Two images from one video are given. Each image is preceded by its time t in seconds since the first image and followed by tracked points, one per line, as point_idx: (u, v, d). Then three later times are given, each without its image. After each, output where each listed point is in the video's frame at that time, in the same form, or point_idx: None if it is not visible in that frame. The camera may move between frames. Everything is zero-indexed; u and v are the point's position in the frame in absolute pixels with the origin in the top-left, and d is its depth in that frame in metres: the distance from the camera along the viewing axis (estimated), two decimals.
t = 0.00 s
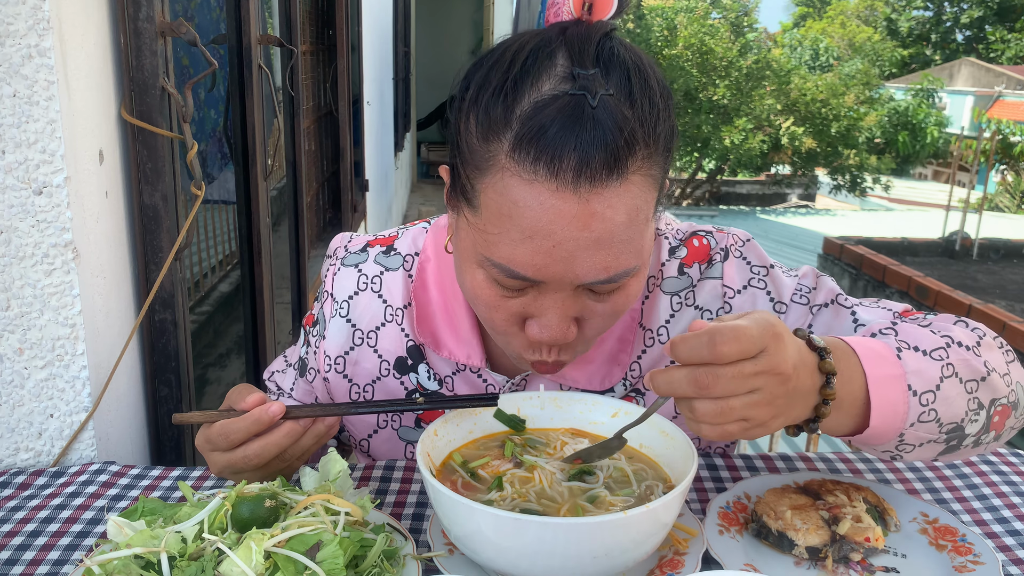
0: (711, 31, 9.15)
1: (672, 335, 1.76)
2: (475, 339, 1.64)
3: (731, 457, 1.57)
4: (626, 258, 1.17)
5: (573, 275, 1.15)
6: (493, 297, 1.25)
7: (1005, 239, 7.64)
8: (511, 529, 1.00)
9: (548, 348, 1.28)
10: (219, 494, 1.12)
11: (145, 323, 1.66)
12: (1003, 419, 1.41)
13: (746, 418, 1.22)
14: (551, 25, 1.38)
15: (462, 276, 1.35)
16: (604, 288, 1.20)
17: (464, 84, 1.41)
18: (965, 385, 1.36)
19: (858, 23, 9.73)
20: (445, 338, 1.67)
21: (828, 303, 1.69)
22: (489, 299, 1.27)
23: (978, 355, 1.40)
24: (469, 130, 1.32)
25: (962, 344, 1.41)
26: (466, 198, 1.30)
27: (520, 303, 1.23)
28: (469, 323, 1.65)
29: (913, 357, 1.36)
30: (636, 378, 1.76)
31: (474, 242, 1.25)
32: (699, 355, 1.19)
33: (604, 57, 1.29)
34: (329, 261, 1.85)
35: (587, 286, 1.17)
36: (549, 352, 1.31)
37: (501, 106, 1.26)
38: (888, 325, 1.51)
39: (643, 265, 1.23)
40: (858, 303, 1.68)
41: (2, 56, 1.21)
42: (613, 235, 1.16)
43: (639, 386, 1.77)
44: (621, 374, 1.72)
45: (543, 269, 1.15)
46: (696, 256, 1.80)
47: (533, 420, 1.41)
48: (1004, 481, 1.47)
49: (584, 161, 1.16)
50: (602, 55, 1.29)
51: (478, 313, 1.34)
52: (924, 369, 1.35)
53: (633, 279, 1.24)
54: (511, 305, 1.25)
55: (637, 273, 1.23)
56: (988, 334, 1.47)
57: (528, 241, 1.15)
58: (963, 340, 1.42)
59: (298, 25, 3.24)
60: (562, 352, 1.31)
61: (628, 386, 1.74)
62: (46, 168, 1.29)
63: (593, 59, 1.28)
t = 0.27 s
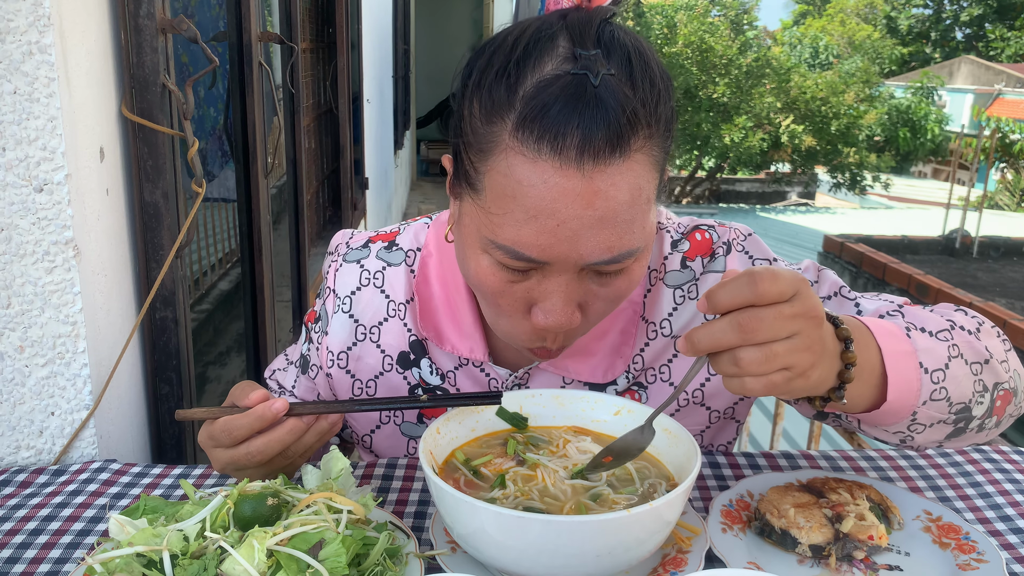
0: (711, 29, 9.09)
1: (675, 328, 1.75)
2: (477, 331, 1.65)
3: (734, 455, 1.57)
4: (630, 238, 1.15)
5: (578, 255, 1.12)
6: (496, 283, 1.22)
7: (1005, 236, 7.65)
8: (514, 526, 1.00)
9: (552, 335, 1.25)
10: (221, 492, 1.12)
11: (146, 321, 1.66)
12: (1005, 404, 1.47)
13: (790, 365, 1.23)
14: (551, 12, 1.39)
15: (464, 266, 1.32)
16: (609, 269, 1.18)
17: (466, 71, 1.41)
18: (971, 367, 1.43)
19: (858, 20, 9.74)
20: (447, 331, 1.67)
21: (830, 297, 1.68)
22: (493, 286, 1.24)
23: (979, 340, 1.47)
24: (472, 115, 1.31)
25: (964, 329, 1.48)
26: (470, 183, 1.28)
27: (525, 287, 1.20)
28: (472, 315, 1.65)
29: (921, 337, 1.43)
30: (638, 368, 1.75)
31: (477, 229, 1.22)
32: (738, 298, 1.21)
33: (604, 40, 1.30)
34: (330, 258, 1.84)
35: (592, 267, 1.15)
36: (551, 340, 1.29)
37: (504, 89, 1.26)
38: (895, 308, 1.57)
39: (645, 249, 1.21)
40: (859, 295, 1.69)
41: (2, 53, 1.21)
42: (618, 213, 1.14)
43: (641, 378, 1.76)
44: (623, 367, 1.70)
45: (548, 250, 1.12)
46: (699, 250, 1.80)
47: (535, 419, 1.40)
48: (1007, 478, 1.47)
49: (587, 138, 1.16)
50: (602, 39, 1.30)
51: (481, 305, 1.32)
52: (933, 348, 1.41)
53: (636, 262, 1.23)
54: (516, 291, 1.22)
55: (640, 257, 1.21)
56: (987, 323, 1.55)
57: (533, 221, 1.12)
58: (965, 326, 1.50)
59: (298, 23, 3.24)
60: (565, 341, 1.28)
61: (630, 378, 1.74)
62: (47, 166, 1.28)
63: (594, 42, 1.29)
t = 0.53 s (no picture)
0: (710, 27, 8.90)
1: (671, 308, 1.72)
2: (479, 312, 1.67)
3: (736, 453, 1.57)
4: (626, 185, 1.16)
5: (576, 201, 1.14)
6: (496, 232, 1.23)
7: (1005, 234, 7.66)
8: (517, 525, 0.99)
9: (552, 290, 1.26)
10: (223, 491, 1.11)
11: (146, 319, 1.65)
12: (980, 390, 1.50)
13: (789, 298, 1.30)
14: None
15: (466, 222, 1.33)
16: (607, 219, 1.18)
17: (469, 39, 1.45)
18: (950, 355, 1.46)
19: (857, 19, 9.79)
20: (450, 312, 1.68)
21: (819, 280, 1.64)
22: (493, 238, 1.25)
23: (957, 329, 1.51)
24: (473, 73, 1.34)
25: (942, 318, 1.52)
26: (473, 138, 1.30)
27: (525, 238, 1.21)
28: (474, 297, 1.67)
29: (902, 324, 1.46)
30: (636, 349, 1.73)
31: (479, 181, 1.24)
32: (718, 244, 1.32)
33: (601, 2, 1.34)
34: (332, 249, 1.84)
35: (590, 215, 1.16)
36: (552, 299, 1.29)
37: (506, 44, 1.30)
38: (877, 298, 1.60)
39: (641, 201, 1.23)
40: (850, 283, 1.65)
41: (2, 51, 1.20)
42: (614, 159, 1.15)
43: (641, 360, 1.74)
44: (622, 343, 1.70)
45: (548, 195, 1.14)
46: (694, 232, 1.77)
47: (538, 417, 1.40)
48: (1009, 477, 1.47)
49: (585, 85, 1.19)
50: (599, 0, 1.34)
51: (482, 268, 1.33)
52: (914, 334, 1.45)
53: (632, 216, 1.23)
54: (516, 242, 1.22)
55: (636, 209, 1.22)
56: (964, 314, 1.57)
57: (534, 166, 1.14)
58: (943, 316, 1.53)
59: (298, 21, 3.23)
60: (564, 295, 1.28)
61: (628, 357, 1.72)
62: (47, 164, 1.28)
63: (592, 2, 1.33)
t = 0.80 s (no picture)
0: (710, 25, 8.88)
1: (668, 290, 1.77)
2: (488, 288, 1.69)
3: (739, 454, 1.57)
4: (614, 137, 1.27)
5: (566, 143, 1.24)
6: (492, 180, 1.32)
7: (1005, 233, 7.67)
8: (520, 527, 0.99)
9: (542, 239, 1.35)
10: (226, 493, 1.11)
11: (148, 320, 1.64)
12: (948, 397, 1.56)
13: (748, 306, 1.32)
14: None
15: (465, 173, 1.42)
16: (593, 171, 1.29)
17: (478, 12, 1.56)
18: (920, 367, 1.51)
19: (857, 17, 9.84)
20: (459, 287, 1.70)
21: (806, 274, 1.78)
22: (489, 187, 1.34)
23: (926, 340, 1.55)
24: (479, 30, 1.46)
25: (913, 329, 1.55)
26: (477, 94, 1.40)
27: (518, 185, 1.30)
28: (483, 273, 1.69)
29: (873, 341, 1.50)
30: (636, 330, 1.74)
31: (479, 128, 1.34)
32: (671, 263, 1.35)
33: None
34: (345, 224, 1.86)
35: (578, 159, 1.26)
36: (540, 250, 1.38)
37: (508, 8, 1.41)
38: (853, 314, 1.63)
39: (629, 157, 1.32)
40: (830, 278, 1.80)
41: (4, 51, 1.20)
42: (603, 108, 1.26)
43: (638, 341, 1.76)
44: (621, 322, 1.72)
45: (541, 137, 1.24)
46: (691, 222, 1.85)
47: (541, 417, 1.40)
48: (1013, 477, 1.47)
49: (577, 40, 1.30)
50: None
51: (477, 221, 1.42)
52: (883, 350, 1.49)
53: (620, 173, 1.33)
54: (511, 190, 1.31)
55: (624, 166, 1.32)
56: (936, 323, 1.61)
57: (530, 111, 1.25)
58: (915, 327, 1.56)
59: (298, 20, 3.22)
60: (553, 247, 1.37)
61: (627, 337, 1.74)
62: (48, 164, 1.27)
63: None
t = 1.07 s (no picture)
0: (709, 25, 8.81)
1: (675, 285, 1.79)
2: (506, 273, 1.73)
3: (743, 454, 1.56)
4: (616, 124, 1.34)
5: (569, 127, 1.31)
6: (502, 164, 1.40)
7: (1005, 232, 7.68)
8: (525, 527, 0.99)
9: (548, 219, 1.41)
10: (230, 493, 1.11)
11: (150, 320, 1.64)
12: (924, 422, 1.55)
13: (724, 315, 1.33)
14: None
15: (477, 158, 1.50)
16: (598, 156, 1.36)
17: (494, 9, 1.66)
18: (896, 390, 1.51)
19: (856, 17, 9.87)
20: (478, 272, 1.74)
21: (805, 282, 1.78)
22: (498, 169, 1.41)
23: (910, 364, 1.54)
24: (494, 25, 1.55)
25: (897, 352, 1.55)
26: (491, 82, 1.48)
27: (525, 168, 1.38)
28: (502, 259, 1.73)
29: (852, 360, 1.50)
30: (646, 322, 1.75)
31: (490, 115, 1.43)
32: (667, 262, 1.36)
33: None
34: (370, 203, 1.89)
35: (582, 144, 1.33)
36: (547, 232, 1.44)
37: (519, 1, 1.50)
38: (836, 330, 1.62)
39: (633, 145, 1.39)
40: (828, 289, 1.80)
41: (6, 50, 1.20)
42: (607, 95, 1.33)
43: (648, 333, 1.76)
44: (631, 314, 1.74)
45: (546, 122, 1.32)
46: (701, 220, 1.87)
47: (544, 418, 1.40)
48: (1016, 476, 1.47)
49: (583, 30, 1.38)
50: None
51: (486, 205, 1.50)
52: (860, 369, 1.49)
53: (625, 160, 1.39)
54: (518, 172, 1.38)
55: (628, 153, 1.39)
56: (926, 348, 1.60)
57: (537, 96, 1.33)
58: (899, 350, 1.55)
59: (298, 20, 3.22)
60: (559, 229, 1.44)
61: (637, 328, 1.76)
62: (51, 165, 1.27)
63: None
